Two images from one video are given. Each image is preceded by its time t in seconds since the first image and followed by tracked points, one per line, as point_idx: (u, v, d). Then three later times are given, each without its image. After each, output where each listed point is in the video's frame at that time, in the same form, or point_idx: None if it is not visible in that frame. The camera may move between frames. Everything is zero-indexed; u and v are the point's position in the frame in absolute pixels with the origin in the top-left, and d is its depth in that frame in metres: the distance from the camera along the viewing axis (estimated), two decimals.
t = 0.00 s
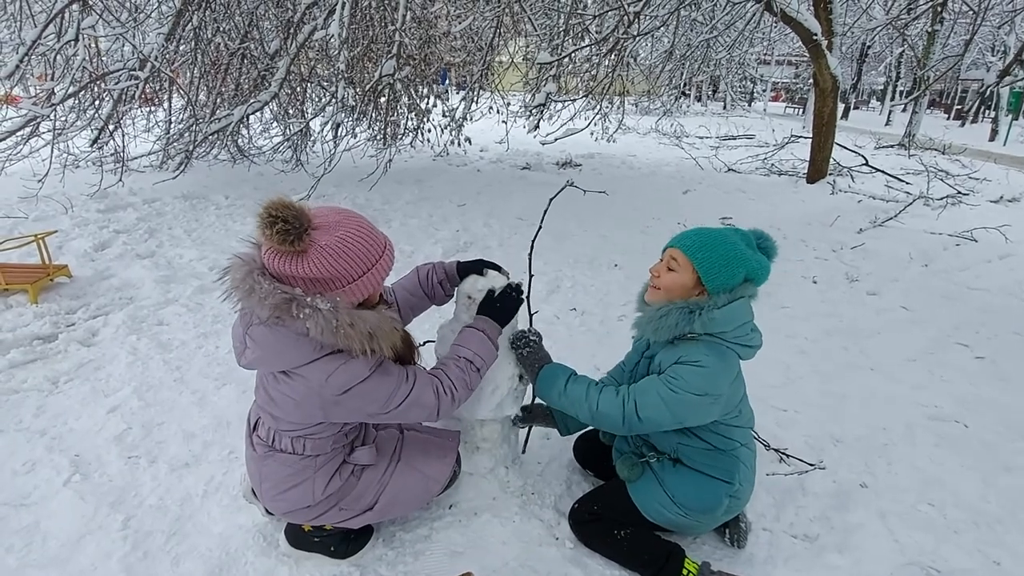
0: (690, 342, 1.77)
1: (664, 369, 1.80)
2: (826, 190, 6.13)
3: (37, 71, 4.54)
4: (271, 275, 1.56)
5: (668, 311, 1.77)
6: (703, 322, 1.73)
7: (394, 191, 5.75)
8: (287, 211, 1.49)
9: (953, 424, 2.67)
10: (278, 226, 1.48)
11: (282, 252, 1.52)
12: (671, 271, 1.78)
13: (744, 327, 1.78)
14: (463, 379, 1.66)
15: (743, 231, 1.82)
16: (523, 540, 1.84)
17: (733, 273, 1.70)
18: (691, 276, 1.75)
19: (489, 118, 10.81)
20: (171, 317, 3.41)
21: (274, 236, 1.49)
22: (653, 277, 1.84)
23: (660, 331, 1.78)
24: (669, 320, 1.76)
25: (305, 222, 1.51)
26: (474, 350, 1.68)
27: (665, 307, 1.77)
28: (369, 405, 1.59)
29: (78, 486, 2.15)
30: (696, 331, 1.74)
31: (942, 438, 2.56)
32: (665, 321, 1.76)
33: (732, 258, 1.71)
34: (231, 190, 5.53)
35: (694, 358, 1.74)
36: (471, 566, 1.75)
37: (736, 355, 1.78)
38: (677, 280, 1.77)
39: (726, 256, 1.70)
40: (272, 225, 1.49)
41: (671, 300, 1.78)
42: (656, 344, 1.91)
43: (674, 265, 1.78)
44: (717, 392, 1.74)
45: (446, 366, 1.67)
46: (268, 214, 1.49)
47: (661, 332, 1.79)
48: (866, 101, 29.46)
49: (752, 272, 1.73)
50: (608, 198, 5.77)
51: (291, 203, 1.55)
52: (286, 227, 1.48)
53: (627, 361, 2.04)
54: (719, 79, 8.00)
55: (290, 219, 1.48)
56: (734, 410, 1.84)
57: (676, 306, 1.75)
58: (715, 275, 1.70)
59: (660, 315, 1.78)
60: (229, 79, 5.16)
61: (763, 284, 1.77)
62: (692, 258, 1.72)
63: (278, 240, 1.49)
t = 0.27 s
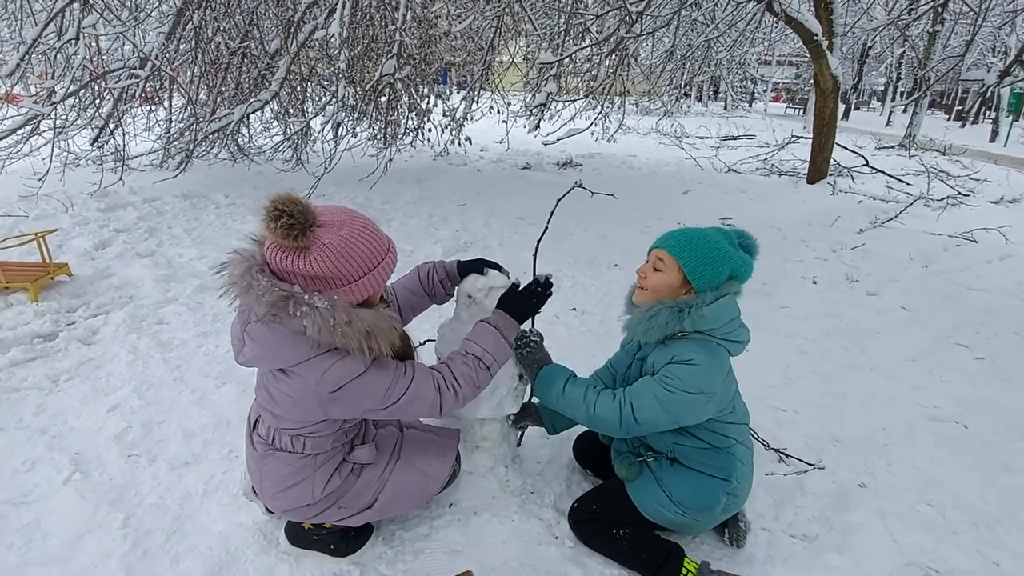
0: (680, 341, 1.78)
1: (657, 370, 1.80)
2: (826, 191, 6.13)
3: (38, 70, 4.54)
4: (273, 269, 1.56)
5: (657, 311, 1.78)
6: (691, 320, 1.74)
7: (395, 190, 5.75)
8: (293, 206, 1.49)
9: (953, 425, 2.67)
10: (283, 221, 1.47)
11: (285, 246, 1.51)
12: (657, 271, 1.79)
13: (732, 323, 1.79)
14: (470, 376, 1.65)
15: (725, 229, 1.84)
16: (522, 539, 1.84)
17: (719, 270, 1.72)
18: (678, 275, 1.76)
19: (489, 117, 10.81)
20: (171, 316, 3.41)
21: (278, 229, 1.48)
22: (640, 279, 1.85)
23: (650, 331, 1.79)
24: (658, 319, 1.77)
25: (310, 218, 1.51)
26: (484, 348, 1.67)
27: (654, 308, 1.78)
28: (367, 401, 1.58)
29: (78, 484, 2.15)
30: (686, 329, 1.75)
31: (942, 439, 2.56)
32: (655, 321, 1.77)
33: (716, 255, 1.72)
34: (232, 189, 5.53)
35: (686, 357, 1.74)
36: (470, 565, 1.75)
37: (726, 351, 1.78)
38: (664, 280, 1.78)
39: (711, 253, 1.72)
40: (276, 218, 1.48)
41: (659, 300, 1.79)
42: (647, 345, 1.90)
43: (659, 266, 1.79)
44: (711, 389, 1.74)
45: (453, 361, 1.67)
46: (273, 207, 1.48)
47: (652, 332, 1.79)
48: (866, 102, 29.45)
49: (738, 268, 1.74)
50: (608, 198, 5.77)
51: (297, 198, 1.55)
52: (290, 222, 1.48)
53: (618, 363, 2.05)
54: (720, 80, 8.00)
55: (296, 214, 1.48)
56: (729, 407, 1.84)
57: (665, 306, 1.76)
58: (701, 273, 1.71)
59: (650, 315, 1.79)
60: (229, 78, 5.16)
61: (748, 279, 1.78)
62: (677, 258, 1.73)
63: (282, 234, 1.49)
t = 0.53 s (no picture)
0: (677, 339, 1.77)
1: (654, 368, 1.80)
2: (826, 191, 6.13)
3: (38, 68, 4.53)
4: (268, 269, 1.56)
5: (652, 311, 1.78)
6: (687, 319, 1.73)
7: (395, 190, 5.74)
8: (285, 206, 1.48)
9: (953, 425, 2.66)
10: (276, 221, 1.47)
11: (279, 247, 1.51)
12: (650, 271, 1.80)
13: (728, 320, 1.79)
14: (467, 372, 1.65)
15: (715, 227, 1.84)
16: (522, 538, 1.84)
17: (710, 267, 1.71)
18: (669, 275, 1.76)
19: (490, 117, 10.81)
20: (170, 314, 3.41)
21: (272, 230, 1.48)
22: (633, 280, 1.85)
23: (646, 331, 1.79)
24: (654, 319, 1.77)
25: (304, 217, 1.50)
26: (479, 344, 1.66)
27: (649, 308, 1.78)
28: (366, 398, 1.58)
29: (78, 482, 2.15)
30: (682, 327, 1.75)
31: (942, 439, 2.55)
32: (650, 321, 1.78)
33: (706, 251, 1.71)
34: (232, 188, 5.53)
35: (682, 355, 1.74)
36: (470, 564, 1.75)
37: (722, 348, 1.78)
38: (656, 280, 1.78)
39: (701, 251, 1.71)
40: (270, 219, 1.48)
41: (654, 299, 1.79)
42: (643, 344, 1.90)
43: (651, 266, 1.79)
44: (708, 386, 1.74)
45: (449, 359, 1.66)
46: (266, 208, 1.48)
47: (648, 331, 1.79)
48: (867, 102, 29.43)
49: (729, 264, 1.74)
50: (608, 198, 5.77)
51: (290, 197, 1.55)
52: (283, 222, 1.47)
53: (614, 363, 2.05)
54: (720, 80, 8.00)
55: (289, 214, 1.47)
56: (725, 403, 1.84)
57: (659, 305, 1.77)
58: (692, 271, 1.71)
59: (645, 315, 1.79)
60: (229, 76, 5.16)
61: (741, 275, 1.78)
62: (668, 257, 1.73)
63: (276, 235, 1.48)
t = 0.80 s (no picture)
0: (678, 337, 1.77)
1: (654, 366, 1.80)
2: (826, 190, 6.13)
3: (35, 65, 4.51)
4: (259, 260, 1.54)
5: (652, 308, 1.77)
6: (688, 316, 1.73)
7: (394, 188, 5.73)
8: (279, 197, 1.47)
9: (951, 423, 2.66)
10: (270, 212, 1.45)
11: (271, 238, 1.49)
12: (650, 269, 1.79)
13: (729, 317, 1.79)
14: (461, 378, 1.64)
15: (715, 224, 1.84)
16: (521, 537, 1.83)
17: (711, 264, 1.71)
18: (669, 272, 1.76)
19: (489, 115, 10.79)
20: (168, 312, 3.40)
21: (265, 221, 1.46)
22: (633, 278, 1.84)
23: (646, 328, 1.79)
24: (654, 316, 1.76)
25: (298, 210, 1.49)
26: (478, 352, 1.66)
27: (649, 305, 1.78)
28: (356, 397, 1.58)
29: (75, 480, 2.14)
30: (683, 324, 1.74)
31: (940, 438, 2.55)
32: (651, 318, 1.77)
33: (706, 248, 1.71)
34: (230, 186, 5.51)
35: (683, 352, 1.74)
36: (468, 563, 1.75)
37: (723, 345, 1.78)
38: (656, 277, 1.78)
39: (701, 248, 1.71)
40: (263, 210, 1.46)
41: (654, 297, 1.79)
42: (643, 341, 1.89)
43: (650, 263, 1.78)
44: (709, 384, 1.73)
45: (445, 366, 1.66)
46: (260, 199, 1.46)
47: (649, 329, 1.79)
48: (866, 101, 29.43)
49: (729, 261, 1.74)
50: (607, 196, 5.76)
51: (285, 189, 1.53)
52: (277, 214, 1.45)
53: (614, 361, 2.04)
54: (720, 78, 7.99)
55: (283, 205, 1.46)
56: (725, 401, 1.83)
57: (660, 303, 1.76)
58: (692, 267, 1.71)
59: (646, 313, 1.78)
60: (227, 74, 5.14)
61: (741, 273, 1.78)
62: (668, 254, 1.73)
63: (268, 226, 1.46)
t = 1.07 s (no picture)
0: (676, 335, 1.76)
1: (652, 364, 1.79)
2: (824, 188, 6.13)
3: (31, 62, 4.50)
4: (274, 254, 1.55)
5: (651, 306, 1.77)
6: (686, 315, 1.73)
7: (392, 185, 5.72)
8: (307, 197, 1.48)
9: (949, 421, 2.67)
10: (293, 209, 1.47)
11: (289, 234, 1.50)
12: (648, 267, 1.78)
13: (728, 316, 1.78)
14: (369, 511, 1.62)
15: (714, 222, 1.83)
16: (519, 535, 1.83)
17: (710, 262, 1.71)
18: (668, 270, 1.75)
19: (488, 113, 10.78)
20: (165, 310, 3.39)
21: (286, 216, 1.47)
22: (631, 276, 1.83)
23: (645, 326, 1.78)
24: (653, 315, 1.76)
25: (321, 213, 1.49)
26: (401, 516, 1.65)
27: (648, 304, 1.77)
28: (305, 433, 1.52)
29: (71, 479, 2.13)
30: (681, 323, 1.74)
31: (938, 436, 2.55)
32: (649, 316, 1.76)
33: (705, 246, 1.71)
34: (227, 184, 5.50)
35: (682, 351, 1.73)
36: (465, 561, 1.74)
37: (722, 344, 1.78)
38: (655, 276, 1.77)
39: (700, 246, 1.71)
40: (288, 205, 1.48)
41: (652, 295, 1.78)
42: (642, 339, 1.89)
43: (649, 261, 1.78)
44: (707, 382, 1.73)
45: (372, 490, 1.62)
46: (289, 193, 1.48)
47: (647, 327, 1.78)
48: (865, 100, 29.43)
49: (729, 259, 1.74)
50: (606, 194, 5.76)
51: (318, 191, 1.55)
52: (299, 212, 1.47)
53: (613, 360, 2.04)
54: (719, 76, 7.99)
55: (307, 205, 1.47)
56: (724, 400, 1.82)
57: (659, 301, 1.75)
58: (691, 266, 1.71)
59: (644, 311, 1.78)
60: (225, 70, 5.13)
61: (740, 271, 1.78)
62: (667, 253, 1.73)
63: (288, 221, 1.47)
